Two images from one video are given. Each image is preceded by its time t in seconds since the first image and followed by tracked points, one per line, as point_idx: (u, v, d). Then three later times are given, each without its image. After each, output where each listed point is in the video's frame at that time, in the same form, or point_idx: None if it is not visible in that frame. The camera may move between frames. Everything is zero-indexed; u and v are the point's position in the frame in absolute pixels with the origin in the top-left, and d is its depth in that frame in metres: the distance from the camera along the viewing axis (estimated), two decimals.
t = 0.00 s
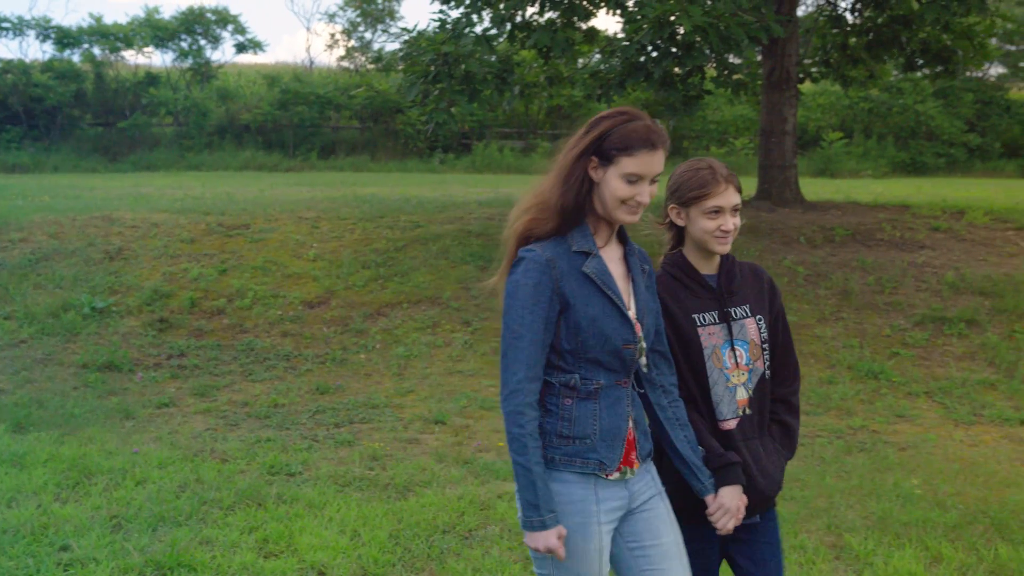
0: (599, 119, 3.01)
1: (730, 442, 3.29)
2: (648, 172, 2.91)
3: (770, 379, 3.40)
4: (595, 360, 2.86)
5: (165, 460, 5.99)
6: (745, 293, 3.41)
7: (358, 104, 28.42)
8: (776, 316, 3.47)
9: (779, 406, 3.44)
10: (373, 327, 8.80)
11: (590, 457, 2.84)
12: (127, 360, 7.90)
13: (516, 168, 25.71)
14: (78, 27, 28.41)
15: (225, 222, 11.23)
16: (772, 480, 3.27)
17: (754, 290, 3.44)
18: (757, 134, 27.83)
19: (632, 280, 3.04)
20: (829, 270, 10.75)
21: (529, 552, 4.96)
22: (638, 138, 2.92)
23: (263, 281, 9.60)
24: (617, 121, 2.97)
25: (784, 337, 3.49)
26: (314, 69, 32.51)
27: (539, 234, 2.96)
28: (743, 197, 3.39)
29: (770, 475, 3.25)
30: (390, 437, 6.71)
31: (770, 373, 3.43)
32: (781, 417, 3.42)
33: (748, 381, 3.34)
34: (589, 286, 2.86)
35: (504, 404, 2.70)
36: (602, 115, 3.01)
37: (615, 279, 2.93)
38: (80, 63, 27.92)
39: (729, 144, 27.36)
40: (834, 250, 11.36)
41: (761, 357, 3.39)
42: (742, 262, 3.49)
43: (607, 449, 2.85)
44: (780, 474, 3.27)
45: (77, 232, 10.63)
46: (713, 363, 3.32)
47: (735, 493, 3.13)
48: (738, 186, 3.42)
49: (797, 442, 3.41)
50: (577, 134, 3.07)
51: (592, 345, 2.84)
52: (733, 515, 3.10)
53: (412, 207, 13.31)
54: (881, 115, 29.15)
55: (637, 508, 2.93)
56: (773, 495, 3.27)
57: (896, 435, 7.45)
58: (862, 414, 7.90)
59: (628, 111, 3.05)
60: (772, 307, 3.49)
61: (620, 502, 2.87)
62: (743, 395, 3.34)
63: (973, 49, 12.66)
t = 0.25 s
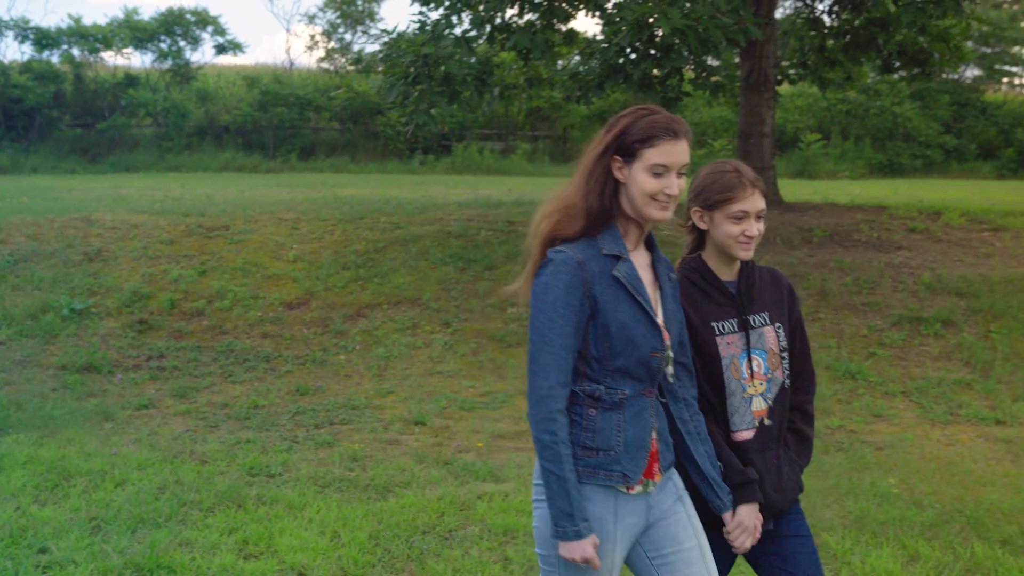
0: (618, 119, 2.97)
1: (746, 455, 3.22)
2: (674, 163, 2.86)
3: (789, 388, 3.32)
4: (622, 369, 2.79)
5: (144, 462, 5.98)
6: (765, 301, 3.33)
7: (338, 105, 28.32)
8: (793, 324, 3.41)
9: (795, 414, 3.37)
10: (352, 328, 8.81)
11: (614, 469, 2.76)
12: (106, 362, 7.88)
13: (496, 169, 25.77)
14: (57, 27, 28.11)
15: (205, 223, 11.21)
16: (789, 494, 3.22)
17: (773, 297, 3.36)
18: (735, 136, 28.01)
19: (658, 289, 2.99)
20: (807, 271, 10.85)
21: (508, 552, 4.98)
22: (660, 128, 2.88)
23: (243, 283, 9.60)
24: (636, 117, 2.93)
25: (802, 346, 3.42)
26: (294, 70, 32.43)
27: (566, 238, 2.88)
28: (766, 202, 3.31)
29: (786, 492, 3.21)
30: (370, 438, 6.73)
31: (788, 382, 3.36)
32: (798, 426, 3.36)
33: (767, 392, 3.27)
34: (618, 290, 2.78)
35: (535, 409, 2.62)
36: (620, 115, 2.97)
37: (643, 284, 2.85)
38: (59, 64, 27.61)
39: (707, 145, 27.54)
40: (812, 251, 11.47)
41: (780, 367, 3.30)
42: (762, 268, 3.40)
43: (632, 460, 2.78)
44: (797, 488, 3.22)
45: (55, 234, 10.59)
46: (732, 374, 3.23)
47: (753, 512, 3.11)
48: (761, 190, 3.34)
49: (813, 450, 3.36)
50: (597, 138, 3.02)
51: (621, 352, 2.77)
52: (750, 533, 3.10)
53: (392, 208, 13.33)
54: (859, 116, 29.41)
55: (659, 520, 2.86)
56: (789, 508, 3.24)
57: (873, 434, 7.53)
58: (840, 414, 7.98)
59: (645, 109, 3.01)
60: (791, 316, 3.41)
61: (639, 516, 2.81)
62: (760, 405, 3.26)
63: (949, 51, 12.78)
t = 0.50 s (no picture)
0: (645, 136, 2.80)
1: (771, 475, 3.08)
2: (709, 171, 2.69)
3: (816, 405, 3.19)
4: (666, 389, 2.60)
5: (122, 466, 5.96)
6: (793, 315, 3.17)
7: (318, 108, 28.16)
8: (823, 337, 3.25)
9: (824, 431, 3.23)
10: (331, 331, 8.81)
11: (655, 492, 2.58)
12: (83, 365, 7.85)
13: (476, 172, 25.80)
14: (34, 30, 27.67)
15: (184, 226, 11.17)
16: (813, 514, 3.12)
17: (802, 310, 3.20)
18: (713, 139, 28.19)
19: (697, 306, 2.81)
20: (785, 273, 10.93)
21: (488, 554, 4.99)
22: (691, 137, 2.72)
23: (222, 285, 9.57)
24: (662, 131, 2.76)
25: (831, 362, 3.27)
26: (272, 73, 32.34)
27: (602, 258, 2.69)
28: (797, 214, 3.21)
29: (807, 513, 3.10)
30: (349, 441, 6.73)
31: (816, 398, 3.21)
32: (825, 443, 3.22)
33: (793, 410, 3.12)
34: (662, 306, 2.60)
35: (577, 429, 2.43)
36: (647, 131, 2.80)
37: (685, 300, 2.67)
38: (36, 66, 27.25)
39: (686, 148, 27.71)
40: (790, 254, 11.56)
41: (808, 383, 3.16)
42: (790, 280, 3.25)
43: (674, 484, 2.60)
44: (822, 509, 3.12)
45: (33, 238, 10.52)
46: (758, 392, 3.08)
47: (777, 537, 3.00)
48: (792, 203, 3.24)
49: (840, 468, 3.22)
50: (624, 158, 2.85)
51: (665, 372, 2.58)
52: (775, 558, 3.00)
53: (371, 211, 13.33)
54: (837, 120, 29.69)
55: (696, 543, 2.71)
56: (813, 528, 3.14)
57: (852, 436, 7.59)
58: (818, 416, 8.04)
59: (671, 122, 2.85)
60: (820, 330, 3.25)
61: (675, 541, 2.65)
62: (786, 423, 3.12)
63: (926, 54, 13.00)
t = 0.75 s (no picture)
0: (683, 139, 2.71)
1: (809, 487, 2.93)
2: (750, 171, 2.60)
3: (861, 418, 3.00)
4: (713, 394, 2.54)
5: (101, 471, 5.94)
6: (835, 322, 2.99)
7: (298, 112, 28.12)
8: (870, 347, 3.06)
9: (871, 445, 3.03)
10: (312, 335, 8.80)
11: (710, 500, 2.54)
12: (62, 370, 7.81)
13: (456, 177, 25.83)
14: (13, 34, 27.51)
15: (163, 230, 11.13)
16: (855, 532, 2.94)
17: (847, 317, 3.02)
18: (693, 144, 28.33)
19: (744, 311, 2.73)
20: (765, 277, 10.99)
21: (468, 558, 4.99)
22: (730, 138, 2.63)
23: (202, 290, 9.54)
24: (701, 132, 2.67)
25: (878, 372, 3.07)
26: (252, 77, 32.23)
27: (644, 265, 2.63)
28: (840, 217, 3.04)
29: (848, 529, 2.92)
30: (330, 446, 6.72)
31: (861, 411, 3.03)
32: (873, 459, 3.02)
33: (835, 422, 2.95)
34: (708, 310, 2.53)
35: (626, 440, 2.40)
36: (684, 134, 2.72)
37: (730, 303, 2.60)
38: (14, 70, 27.20)
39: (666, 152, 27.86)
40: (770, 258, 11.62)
41: (852, 394, 2.98)
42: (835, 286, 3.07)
43: (728, 491, 2.55)
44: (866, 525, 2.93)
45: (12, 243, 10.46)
46: (795, 402, 2.92)
47: (814, 551, 2.85)
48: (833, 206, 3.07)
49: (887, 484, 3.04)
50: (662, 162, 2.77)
51: (715, 377, 2.52)
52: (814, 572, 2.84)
53: (352, 215, 13.32)
54: (815, 125, 29.91)
55: (751, 550, 2.66)
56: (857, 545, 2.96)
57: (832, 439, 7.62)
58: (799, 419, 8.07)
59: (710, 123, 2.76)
60: (867, 339, 3.06)
61: (734, 547, 2.61)
62: (828, 435, 2.95)
63: (905, 58, 13.26)
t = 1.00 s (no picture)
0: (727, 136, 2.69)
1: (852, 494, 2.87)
2: (794, 171, 2.57)
3: (903, 425, 2.95)
4: (750, 397, 2.51)
5: (83, 482, 5.90)
6: (877, 327, 2.94)
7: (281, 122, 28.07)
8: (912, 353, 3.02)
9: (913, 455, 2.99)
10: (295, 345, 8.78)
11: (745, 504, 2.51)
12: (44, 380, 7.77)
13: (440, 187, 25.86)
14: None
15: (146, 240, 11.10)
16: (897, 543, 2.88)
17: (888, 323, 2.97)
18: (675, 153, 28.46)
19: (780, 314, 2.70)
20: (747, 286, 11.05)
21: (451, 569, 4.98)
22: (774, 137, 2.61)
23: (184, 299, 9.52)
24: (746, 130, 2.65)
25: (921, 380, 3.02)
26: (235, 87, 32.15)
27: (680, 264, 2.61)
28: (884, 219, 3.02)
29: (891, 538, 2.86)
30: (313, 455, 6.70)
31: (903, 419, 2.97)
32: (915, 468, 2.97)
33: (876, 429, 2.90)
34: (744, 313, 2.51)
35: (661, 443, 2.38)
36: (728, 131, 2.70)
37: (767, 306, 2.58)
38: None
39: (649, 162, 28.01)
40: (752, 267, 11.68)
41: (893, 402, 2.93)
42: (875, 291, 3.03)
43: (764, 496, 2.52)
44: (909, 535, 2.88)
45: None
46: (834, 408, 2.87)
47: (859, 559, 2.79)
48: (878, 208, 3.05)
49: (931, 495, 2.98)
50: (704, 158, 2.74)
51: (751, 380, 2.49)
52: None
53: (336, 225, 13.31)
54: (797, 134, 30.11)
55: (787, 557, 2.64)
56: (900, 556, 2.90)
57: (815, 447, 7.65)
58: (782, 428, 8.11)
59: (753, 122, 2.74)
60: (909, 345, 3.02)
61: (770, 554, 2.58)
62: (869, 443, 2.90)
63: (885, 68, 13.42)
